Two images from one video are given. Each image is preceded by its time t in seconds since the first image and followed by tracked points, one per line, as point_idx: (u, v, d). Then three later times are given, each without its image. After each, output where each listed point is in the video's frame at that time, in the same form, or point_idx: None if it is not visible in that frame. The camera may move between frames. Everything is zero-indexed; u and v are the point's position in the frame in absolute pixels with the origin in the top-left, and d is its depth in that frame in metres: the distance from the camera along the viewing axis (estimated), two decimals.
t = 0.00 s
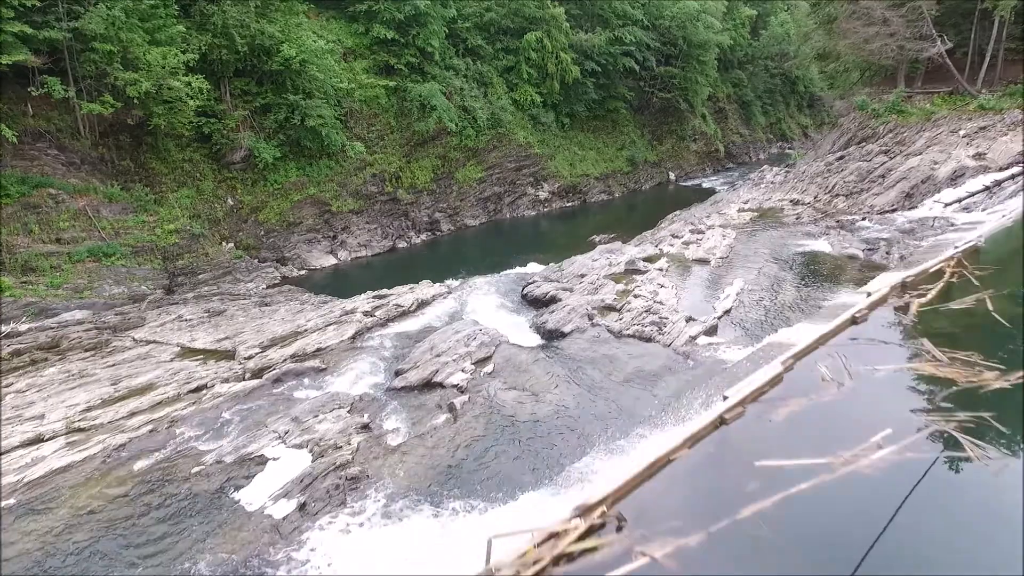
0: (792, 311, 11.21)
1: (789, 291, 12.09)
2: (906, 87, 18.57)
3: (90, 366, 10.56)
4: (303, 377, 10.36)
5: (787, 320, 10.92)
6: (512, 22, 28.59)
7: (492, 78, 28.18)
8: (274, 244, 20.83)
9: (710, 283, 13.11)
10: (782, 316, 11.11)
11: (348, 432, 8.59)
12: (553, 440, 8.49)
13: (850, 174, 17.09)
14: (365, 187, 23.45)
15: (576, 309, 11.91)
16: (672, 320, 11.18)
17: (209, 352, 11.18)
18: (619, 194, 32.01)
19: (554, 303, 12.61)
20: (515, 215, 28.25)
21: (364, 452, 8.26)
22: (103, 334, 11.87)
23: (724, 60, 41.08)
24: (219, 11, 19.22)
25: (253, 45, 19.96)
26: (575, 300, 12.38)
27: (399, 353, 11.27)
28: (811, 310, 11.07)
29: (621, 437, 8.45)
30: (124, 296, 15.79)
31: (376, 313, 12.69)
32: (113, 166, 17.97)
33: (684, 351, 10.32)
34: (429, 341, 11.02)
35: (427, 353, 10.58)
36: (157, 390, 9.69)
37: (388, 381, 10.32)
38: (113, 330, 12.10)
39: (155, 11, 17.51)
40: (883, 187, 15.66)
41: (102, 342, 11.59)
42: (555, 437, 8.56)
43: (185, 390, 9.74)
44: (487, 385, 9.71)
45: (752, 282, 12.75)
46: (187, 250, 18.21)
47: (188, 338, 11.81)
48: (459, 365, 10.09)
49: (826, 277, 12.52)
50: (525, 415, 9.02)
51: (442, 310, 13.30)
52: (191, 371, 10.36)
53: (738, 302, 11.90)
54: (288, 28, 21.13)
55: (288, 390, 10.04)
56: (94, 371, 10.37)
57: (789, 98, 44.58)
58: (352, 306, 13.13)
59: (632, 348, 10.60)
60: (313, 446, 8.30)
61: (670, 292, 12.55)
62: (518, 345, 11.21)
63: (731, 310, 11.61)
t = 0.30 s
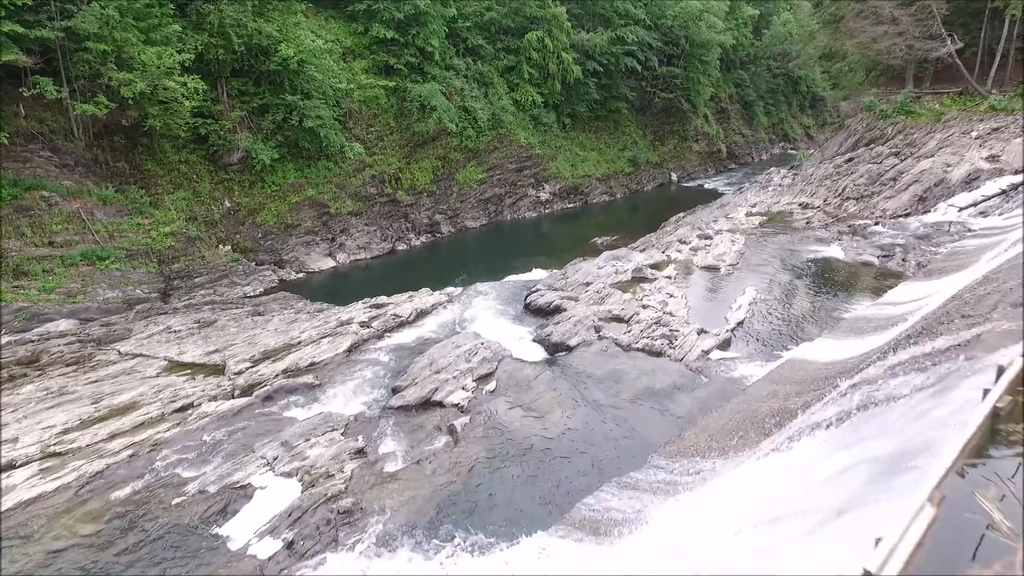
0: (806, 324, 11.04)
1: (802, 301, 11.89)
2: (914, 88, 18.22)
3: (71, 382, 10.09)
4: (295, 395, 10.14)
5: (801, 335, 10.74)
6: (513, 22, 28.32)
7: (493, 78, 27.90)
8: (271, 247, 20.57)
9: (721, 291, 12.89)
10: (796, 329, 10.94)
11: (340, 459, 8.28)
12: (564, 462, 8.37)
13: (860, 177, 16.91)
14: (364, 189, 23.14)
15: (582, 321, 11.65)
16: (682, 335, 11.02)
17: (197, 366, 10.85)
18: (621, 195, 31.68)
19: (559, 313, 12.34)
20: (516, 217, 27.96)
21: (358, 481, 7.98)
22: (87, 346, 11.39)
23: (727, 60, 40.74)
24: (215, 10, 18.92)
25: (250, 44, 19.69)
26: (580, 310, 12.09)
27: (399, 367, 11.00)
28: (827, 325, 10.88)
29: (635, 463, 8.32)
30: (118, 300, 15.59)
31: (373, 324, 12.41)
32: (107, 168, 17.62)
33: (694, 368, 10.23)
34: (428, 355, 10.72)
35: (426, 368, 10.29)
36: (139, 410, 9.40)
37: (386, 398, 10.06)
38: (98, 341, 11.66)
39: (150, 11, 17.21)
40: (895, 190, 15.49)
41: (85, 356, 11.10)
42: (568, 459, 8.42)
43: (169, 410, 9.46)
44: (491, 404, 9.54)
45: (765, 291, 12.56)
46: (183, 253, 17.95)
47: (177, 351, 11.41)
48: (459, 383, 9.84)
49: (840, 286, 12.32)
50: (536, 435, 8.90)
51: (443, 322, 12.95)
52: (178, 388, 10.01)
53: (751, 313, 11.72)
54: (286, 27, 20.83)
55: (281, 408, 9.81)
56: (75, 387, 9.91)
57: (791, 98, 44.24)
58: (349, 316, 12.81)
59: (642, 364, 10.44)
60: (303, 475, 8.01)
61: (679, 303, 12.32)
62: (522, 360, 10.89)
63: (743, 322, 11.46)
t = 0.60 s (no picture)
0: (822, 337, 10.77)
1: (817, 313, 11.59)
2: (921, 89, 17.94)
3: (51, 400, 9.70)
4: (287, 413, 9.95)
5: (817, 349, 10.46)
6: (514, 21, 28.04)
7: (494, 78, 27.68)
8: (269, 249, 20.31)
9: (732, 301, 12.67)
10: (812, 343, 10.66)
11: (333, 486, 7.99)
12: (576, 484, 8.17)
13: (869, 179, 16.72)
14: (363, 190, 22.87)
15: (588, 334, 11.44)
16: (693, 347, 10.82)
17: (186, 381, 10.50)
18: (622, 197, 31.41)
19: (563, 324, 12.10)
20: (516, 218, 27.68)
21: (352, 508, 7.67)
22: (70, 359, 11.01)
23: (729, 60, 40.47)
24: (212, 9, 18.65)
25: (247, 44, 19.43)
26: (586, 321, 11.86)
27: (398, 382, 10.76)
28: (844, 338, 10.59)
29: (652, 486, 8.08)
30: (114, 304, 15.40)
31: (370, 335, 12.14)
32: (103, 170, 17.30)
33: (705, 383, 10.06)
34: (427, 371, 10.47)
35: (425, 385, 10.02)
36: (122, 430, 9.04)
37: (385, 417, 9.80)
38: (83, 353, 11.27)
39: (145, 10, 16.96)
40: (906, 193, 15.30)
41: (68, 370, 10.71)
42: (581, 482, 8.19)
43: (153, 430, 9.12)
44: (495, 423, 9.34)
45: (778, 300, 12.34)
46: (179, 257, 17.70)
47: (165, 363, 11.07)
48: (460, 401, 9.61)
49: (854, 295, 12.08)
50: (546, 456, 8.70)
51: (442, 334, 12.66)
52: (164, 407, 9.66)
53: (764, 325, 11.51)
54: (285, 27, 20.56)
55: (272, 428, 9.58)
56: (56, 405, 9.52)
57: (792, 99, 43.96)
58: (346, 326, 12.52)
59: (653, 382, 10.22)
60: (293, 504, 7.68)
61: (688, 313, 12.08)
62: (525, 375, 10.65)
63: (756, 336, 11.22)
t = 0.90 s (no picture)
0: (841, 350, 10.56)
1: (835, 323, 11.36)
2: (930, 89, 17.65)
3: (28, 419, 9.25)
4: (277, 433, 9.61)
5: (836, 362, 10.27)
6: (515, 21, 27.75)
7: (495, 78, 27.44)
8: (267, 252, 20.02)
9: (743, 310, 12.38)
10: (830, 356, 10.47)
11: (324, 518, 7.56)
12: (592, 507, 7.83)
13: (879, 182, 16.41)
14: (362, 192, 22.58)
15: (595, 347, 11.16)
16: (705, 361, 10.53)
17: (173, 397, 10.18)
18: (624, 198, 31.12)
19: (569, 335, 11.80)
20: (517, 220, 27.38)
21: (344, 546, 7.27)
22: (51, 375, 10.58)
23: (731, 60, 40.21)
24: (209, 8, 18.36)
25: (244, 43, 19.18)
26: (592, 333, 11.57)
27: (394, 399, 10.44)
28: (864, 352, 10.40)
29: (674, 512, 7.69)
30: (108, 308, 15.10)
31: (367, 347, 11.84)
32: (98, 172, 17.00)
33: (719, 400, 9.75)
34: (426, 388, 10.14)
35: (425, 403, 9.70)
36: (101, 453, 8.66)
37: (382, 436, 9.45)
38: (65, 367, 10.84)
39: (140, 8, 16.70)
40: (918, 197, 15.01)
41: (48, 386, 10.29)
42: (598, 508, 7.81)
43: (135, 453, 8.79)
44: (501, 444, 9.05)
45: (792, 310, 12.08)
46: (175, 259, 17.51)
47: (152, 378, 10.69)
48: (461, 422, 9.29)
49: (871, 304, 11.87)
50: (558, 480, 8.34)
51: (443, 346, 12.33)
52: (147, 427, 9.29)
53: (780, 336, 11.25)
54: (283, 26, 20.27)
55: (260, 449, 9.24)
56: (32, 425, 9.08)
57: (794, 99, 43.64)
58: (342, 337, 12.19)
59: (666, 400, 9.90)
60: (281, 539, 7.23)
61: (700, 324, 11.81)
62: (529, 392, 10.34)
63: (773, 347, 10.98)
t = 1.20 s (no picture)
0: (858, 365, 10.24)
1: (849, 336, 11.01)
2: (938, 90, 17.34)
3: (6, 440, 8.87)
4: (268, 453, 9.24)
5: (854, 377, 9.91)
6: (515, 20, 27.51)
7: (496, 78, 27.21)
8: (264, 254, 19.78)
9: (753, 321, 12.03)
10: (847, 370, 10.12)
11: (315, 553, 7.13)
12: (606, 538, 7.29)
13: (890, 184, 16.20)
14: (361, 194, 22.32)
15: (602, 360, 10.78)
16: (717, 376, 10.17)
17: (160, 413, 9.82)
18: (625, 199, 30.86)
19: (574, 346, 11.43)
20: (518, 221, 27.10)
21: None
22: (33, 390, 10.22)
23: (733, 60, 39.93)
24: (205, 6, 18.07)
25: (241, 43, 18.94)
26: (599, 345, 11.21)
27: (393, 417, 10.08)
28: (882, 368, 10.05)
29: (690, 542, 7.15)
30: (102, 312, 14.87)
31: (364, 359, 11.55)
32: (93, 174, 16.74)
33: (734, 418, 9.35)
34: (425, 405, 9.82)
35: (424, 422, 9.37)
36: (81, 477, 8.27)
37: (379, 457, 9.11)
38: (47, 380, 10.45)
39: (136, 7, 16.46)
40: (930, 200, 14.77)
41: (29, 402, 9.93)
42: (612, 540, 7.25)
43: (117, 476, 8.38)
44: (505, 465, 8.64)
45: (805, 320, 11.73)
46: (171, 262, 17.37)
47: (138, 392, 10.35)
48: (462, 443, 8.91)
49: (886, 314, 11.57)
50: (566, 506, 7.83)
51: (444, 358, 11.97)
52: (129, 449, 8.83)
53: (793, 347, 10.94)
54: (281, 26, 20.01)
55: (250, 471, 8.87)
56: (9, 446, 8.71)
57: (796, 99, 43.38)
58: (338, 348, 11.88)
59: (678, 418, 9.44)
60: None
61: (710, 335, 11.47)
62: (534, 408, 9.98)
63: (786, 360, 10.62)
